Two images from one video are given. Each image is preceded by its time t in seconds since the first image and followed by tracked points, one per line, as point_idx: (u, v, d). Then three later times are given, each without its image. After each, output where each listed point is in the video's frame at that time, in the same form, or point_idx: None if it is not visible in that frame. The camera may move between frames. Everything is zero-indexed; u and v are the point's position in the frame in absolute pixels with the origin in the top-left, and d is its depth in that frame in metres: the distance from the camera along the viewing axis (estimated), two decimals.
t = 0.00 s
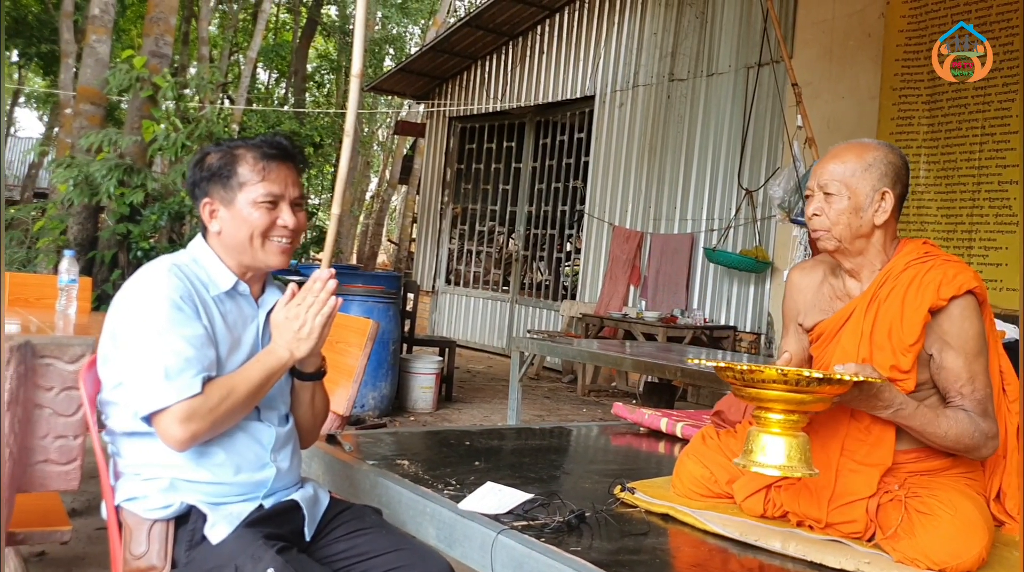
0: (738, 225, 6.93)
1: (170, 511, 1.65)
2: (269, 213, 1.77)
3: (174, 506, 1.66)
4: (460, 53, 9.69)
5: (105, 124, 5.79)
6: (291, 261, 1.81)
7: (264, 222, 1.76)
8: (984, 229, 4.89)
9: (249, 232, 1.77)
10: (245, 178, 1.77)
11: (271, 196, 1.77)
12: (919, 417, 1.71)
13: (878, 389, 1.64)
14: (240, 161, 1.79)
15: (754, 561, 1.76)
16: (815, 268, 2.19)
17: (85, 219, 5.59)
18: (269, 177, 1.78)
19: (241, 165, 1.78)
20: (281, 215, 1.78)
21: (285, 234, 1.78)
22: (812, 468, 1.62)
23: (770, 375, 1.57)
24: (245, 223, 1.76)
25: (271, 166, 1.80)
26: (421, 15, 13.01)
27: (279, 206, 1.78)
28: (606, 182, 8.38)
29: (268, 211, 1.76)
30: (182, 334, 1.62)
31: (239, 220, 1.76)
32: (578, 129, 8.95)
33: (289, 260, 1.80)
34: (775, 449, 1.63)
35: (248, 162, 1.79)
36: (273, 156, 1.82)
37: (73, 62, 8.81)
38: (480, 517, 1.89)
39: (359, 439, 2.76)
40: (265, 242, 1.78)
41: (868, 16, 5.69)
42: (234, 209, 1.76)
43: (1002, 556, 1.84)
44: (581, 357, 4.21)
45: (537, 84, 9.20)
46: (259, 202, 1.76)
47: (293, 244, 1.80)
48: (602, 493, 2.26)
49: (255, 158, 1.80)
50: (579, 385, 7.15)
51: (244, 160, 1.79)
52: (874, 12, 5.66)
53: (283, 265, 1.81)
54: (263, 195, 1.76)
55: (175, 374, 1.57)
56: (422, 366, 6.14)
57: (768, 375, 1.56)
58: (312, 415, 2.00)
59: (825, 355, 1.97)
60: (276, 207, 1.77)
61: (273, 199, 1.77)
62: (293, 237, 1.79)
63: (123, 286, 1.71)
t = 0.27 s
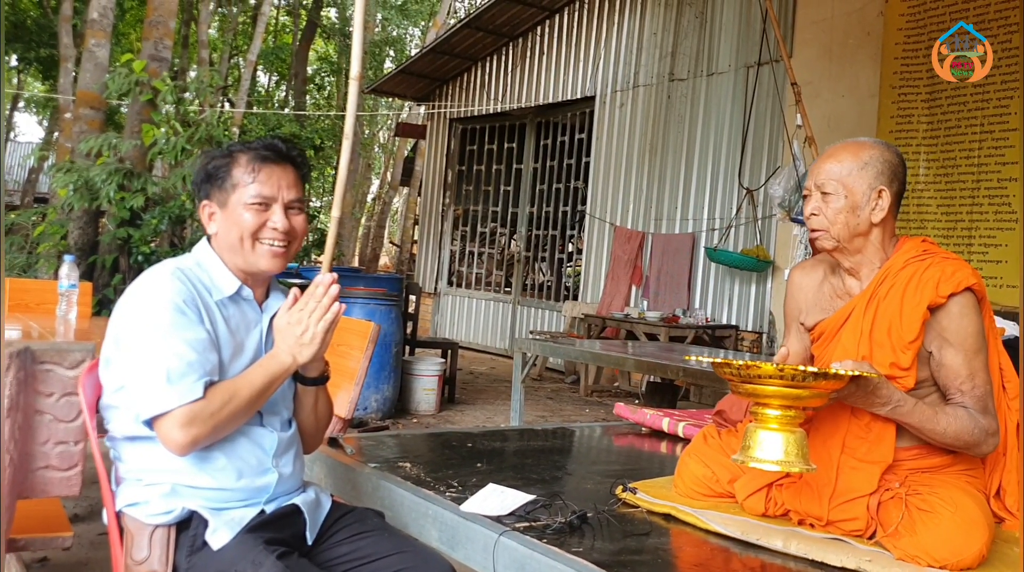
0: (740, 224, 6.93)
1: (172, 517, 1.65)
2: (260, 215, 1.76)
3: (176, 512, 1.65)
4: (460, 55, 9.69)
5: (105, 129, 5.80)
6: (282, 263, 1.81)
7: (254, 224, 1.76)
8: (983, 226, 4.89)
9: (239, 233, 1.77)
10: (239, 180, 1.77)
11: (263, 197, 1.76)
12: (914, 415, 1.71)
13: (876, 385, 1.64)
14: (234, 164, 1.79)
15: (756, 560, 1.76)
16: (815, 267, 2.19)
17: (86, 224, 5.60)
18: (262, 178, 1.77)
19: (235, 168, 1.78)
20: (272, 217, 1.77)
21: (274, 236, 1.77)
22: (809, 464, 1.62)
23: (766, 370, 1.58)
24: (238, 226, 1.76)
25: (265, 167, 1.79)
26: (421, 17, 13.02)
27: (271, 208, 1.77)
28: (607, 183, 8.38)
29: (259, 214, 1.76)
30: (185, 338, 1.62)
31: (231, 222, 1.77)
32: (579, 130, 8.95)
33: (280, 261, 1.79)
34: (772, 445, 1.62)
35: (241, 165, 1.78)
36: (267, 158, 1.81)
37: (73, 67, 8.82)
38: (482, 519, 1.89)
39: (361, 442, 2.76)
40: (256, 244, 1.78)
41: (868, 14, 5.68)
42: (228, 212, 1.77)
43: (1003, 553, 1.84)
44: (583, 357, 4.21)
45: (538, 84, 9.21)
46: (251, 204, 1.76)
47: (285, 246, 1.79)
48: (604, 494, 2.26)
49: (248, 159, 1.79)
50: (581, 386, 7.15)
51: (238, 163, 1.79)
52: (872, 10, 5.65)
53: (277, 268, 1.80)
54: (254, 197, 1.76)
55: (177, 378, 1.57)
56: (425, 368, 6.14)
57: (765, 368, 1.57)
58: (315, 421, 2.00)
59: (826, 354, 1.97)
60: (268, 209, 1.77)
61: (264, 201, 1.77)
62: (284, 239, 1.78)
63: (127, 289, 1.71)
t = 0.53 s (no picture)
0: (739, 224, 6.93)
1: (169, 520, 1.65)
2: (255, 217, 1.76)
3: (173, 515, 1.65)
4: (459, 56, 9.70)
5: (103, 131, 5.80)
6: (278, 267, 1.80)
7: (248, 226, 1.76)
8: (981, 225, 4.89)
9: (234, 237, 1.77)
10: (235, 183, 1.78)
11: (258, 199, 1.77)
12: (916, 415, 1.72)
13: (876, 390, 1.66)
14: (232, 168, 1.79)
15: (753, 559, 1.76)
16: (816, 267, 2.19)
17: (84, 227, 5.61)
18: (256, 180, 1.77)
19: (232, 172, 1.79)
20: (266, 219, 1.77)
21: (268, 237, 1.77)
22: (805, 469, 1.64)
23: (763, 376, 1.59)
24: (234, 231, 1.77)
25: (260, 169, 1.79)
26: (421, 19, 13.03)
27: (266, 210, 1.77)
28: (606, 184, 8.37)
29: (254, 215, 1.76)
30: (185, 343, 1.62)
31: (228, 225, 1.77)
32: (578, 131, 8.95)
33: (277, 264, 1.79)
34: (770, 450, 1.64)
35: (239, 168, 1.78)
36: (264, 160, 1.80)
37: (71, 70, 8.83)
38: (481, 521, 1.89)
39: (361, 444, 2.76)
40: (249, 245, 1.78)
41: (866, 14, 5.68)
42: (226, 218, 1.77)
43: (1000, 551, 1.84)
44: (584, 359, 4.20)
45: (537, 86, 9.21)
46: (247, 206, 1.76)
47: (281, 248, 1.79)
48: (603, 494, 2.26)
49: (244, 162, 1.79)
50: (582, 387, 7.15)
51: (235, 166, 1.79)
52: (870, 11, 5.66)
53: (275, 271, 1.80)
54: (247, 200, 1.76)
55: (176, 385, 1.57)
56: (425, 370, 6.14)
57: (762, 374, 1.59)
58: (316, 425, 2.00)
59: (826, 353, 1.97)
60: (263, 211, 1.77)
61: (259, 203, 1.77)
62: (279, 240, 1.78)
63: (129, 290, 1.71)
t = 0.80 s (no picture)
0: (731, 225, 6.95)
1: (159, 521, 1.65)
2: (241, 216, 1.77)
3: (163, 516, 1.65)
4: (452, 56, 9.70)
5: (93, 132, 5.78)
6: (265, 265, 1.80)
7: (235, 226, 1.76)
8: (972, 225, 4.92)
9: (221, 237, 1.77)
10: (221, 182, 1.77)
11: (244, 197, 1.77)
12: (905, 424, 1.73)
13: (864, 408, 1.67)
14: (216, 167, 1.79)
15: (744, 558, 1.77)
16: (809, 266, 2.21)
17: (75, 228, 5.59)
18: (242, 178, 1.77)
19: (216, 171, 1.78)
20: (253, 218, 1.77)
21: (256, 237, 1.78)
22: (796, 492, 1.62)
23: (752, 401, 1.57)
24: (221, 230, 1.77)
25: (247, 167, 1.79)
26: (413, 19, 13.02)
27: (252, 209, 1.77)
28: (599, 185, 8.39)
29: (241, 215, 1.76)
30: (173, 343, 1.62)
31: (215, 225, 1.77)
32: (571, 132, 8.96)
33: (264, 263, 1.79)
34: (761, 474, 1.62)
35: (223, 166, 1.78)
36: (248, 158, 1.80)
37: (61, 70, 8.79)
38: (473, 520, 1.89)
39: (353, 444, 2.76)
40: (236, 245, 1.78)
41: (857, 15, 5.70)
42: (211, 218, 1.77)
43: (989, 548, 1.85)
44: (577, 358, 4.21)
45: (529, 87, 9.21)
46: (234, 206, 1.76)
47: (268, 246, 1.79)
48: (595, 494, 2.26)
49: (229, 161, 1.79)
50: (575, 387, 7.16)
51: (220, 165, 1.79)
52: (861, 11, 5.68)
53: (262, 269, 1.80)
54: (234, 199, 1.76)
55: (164, 385, 1.56)
56: (418, 371, 6.15)
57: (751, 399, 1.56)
58: (307, 423, 2.00)
59: (818, 352, 1.97)
60: (249, 210, 1.77)
61: (245, 202, 1.77)
62: (268, 239, 1.79)
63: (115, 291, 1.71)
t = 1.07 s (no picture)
0: (724, 225, 6.96)
1: (150, 518, 1.64)
2: (230, 214, 1.76)
3: (154, 513, 1.64)
4: (445, 56, 9.70)
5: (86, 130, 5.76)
6: (255, 263, 1.80)
7: (225, 224, 1.76)
8: (963, 226, 4.94)
9: (211, 235, 1.77)
10: (210, 179, 1.76)
11: (233, 195, 1.76)
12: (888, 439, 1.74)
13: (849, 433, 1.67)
14: (203, 165, 1.78)
15: (737, 555, 1.77)
16: (799, 265, 2.21)
17: (66, 226, 5.56)
18: (231, 176, 1.76)
19: (205, 168, 1.77)
20: (241, 215, 1.76)
21: (246, 235, 1.77)
22: (785, 525, 1.62)
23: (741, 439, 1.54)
24: (211, 228, 1.76)
25: (235, 165, 1.78)
26: (407, 19, 13.01)
27: (241, 206, 1.77)
28: (592, 185, 8.40)
29: (230, 212, 1.76)
30: (163, 340, 1.61)
31: (204, 223, 1.76)
32: (564, 132, 8.97)
33: (254, 261, 1.78)
34: (751, 509, 1.61)
35: (211, 164, 1.77)
36: (237, 156, 1.79)
37: (53, 68, 8.75)
38: (465, 518, 1.89)
39: (345, 442, 2.75)
40: (226, 243, 1.77)
41: (849, 16, 5.72)
42: (200, 216, 1.77)
43: (979, 545, 1.86)
44: (569, 358, 4.21)
45: (523, 86, 9.22)
46: (223, 203, 1.75)
47: (257, 244, 1.79)
48: (588, 492, 2.26)
49: (217, 158, 1.78)
50: (568, 387, 7.17)
51: (208, 162, 1.78)
52: (854, 12, 5.70)
53: (250, 266, 1.79)
54: (223, 197, 1.75)
55: (154, 382, 1.56)
56: (411, 370, 6.14)
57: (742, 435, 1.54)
58: (297, 421, 1.99)
59: (809, 351, 1.98)
60: (238, 207, 1.76)
61: (234, 200, 1.76)
62: (257, 237, 1.78)
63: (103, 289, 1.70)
